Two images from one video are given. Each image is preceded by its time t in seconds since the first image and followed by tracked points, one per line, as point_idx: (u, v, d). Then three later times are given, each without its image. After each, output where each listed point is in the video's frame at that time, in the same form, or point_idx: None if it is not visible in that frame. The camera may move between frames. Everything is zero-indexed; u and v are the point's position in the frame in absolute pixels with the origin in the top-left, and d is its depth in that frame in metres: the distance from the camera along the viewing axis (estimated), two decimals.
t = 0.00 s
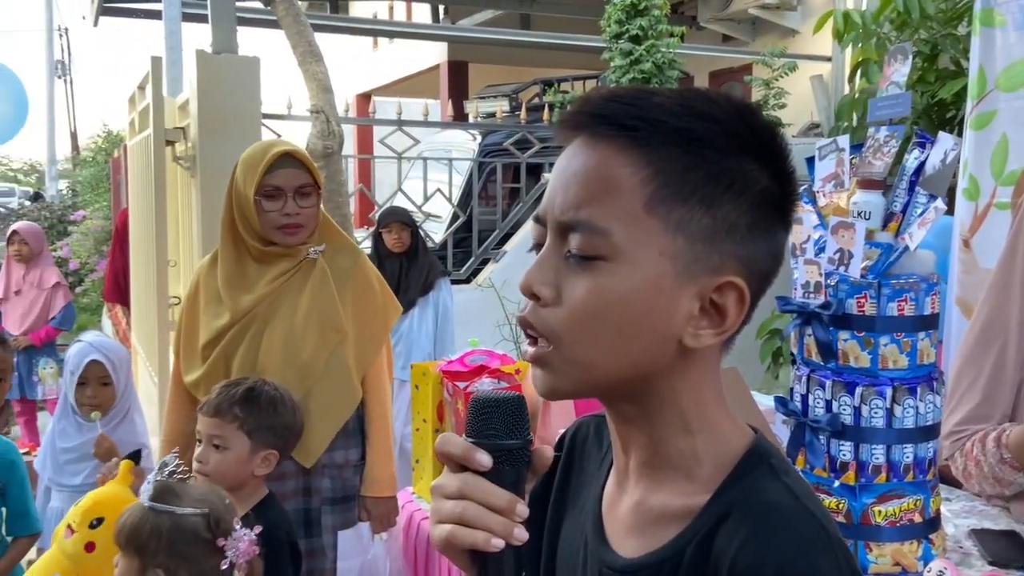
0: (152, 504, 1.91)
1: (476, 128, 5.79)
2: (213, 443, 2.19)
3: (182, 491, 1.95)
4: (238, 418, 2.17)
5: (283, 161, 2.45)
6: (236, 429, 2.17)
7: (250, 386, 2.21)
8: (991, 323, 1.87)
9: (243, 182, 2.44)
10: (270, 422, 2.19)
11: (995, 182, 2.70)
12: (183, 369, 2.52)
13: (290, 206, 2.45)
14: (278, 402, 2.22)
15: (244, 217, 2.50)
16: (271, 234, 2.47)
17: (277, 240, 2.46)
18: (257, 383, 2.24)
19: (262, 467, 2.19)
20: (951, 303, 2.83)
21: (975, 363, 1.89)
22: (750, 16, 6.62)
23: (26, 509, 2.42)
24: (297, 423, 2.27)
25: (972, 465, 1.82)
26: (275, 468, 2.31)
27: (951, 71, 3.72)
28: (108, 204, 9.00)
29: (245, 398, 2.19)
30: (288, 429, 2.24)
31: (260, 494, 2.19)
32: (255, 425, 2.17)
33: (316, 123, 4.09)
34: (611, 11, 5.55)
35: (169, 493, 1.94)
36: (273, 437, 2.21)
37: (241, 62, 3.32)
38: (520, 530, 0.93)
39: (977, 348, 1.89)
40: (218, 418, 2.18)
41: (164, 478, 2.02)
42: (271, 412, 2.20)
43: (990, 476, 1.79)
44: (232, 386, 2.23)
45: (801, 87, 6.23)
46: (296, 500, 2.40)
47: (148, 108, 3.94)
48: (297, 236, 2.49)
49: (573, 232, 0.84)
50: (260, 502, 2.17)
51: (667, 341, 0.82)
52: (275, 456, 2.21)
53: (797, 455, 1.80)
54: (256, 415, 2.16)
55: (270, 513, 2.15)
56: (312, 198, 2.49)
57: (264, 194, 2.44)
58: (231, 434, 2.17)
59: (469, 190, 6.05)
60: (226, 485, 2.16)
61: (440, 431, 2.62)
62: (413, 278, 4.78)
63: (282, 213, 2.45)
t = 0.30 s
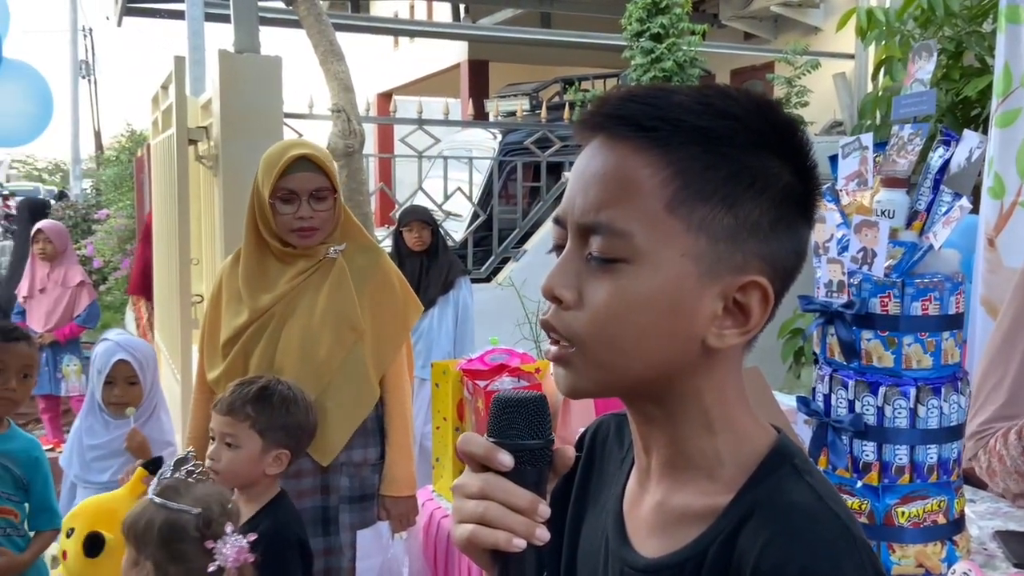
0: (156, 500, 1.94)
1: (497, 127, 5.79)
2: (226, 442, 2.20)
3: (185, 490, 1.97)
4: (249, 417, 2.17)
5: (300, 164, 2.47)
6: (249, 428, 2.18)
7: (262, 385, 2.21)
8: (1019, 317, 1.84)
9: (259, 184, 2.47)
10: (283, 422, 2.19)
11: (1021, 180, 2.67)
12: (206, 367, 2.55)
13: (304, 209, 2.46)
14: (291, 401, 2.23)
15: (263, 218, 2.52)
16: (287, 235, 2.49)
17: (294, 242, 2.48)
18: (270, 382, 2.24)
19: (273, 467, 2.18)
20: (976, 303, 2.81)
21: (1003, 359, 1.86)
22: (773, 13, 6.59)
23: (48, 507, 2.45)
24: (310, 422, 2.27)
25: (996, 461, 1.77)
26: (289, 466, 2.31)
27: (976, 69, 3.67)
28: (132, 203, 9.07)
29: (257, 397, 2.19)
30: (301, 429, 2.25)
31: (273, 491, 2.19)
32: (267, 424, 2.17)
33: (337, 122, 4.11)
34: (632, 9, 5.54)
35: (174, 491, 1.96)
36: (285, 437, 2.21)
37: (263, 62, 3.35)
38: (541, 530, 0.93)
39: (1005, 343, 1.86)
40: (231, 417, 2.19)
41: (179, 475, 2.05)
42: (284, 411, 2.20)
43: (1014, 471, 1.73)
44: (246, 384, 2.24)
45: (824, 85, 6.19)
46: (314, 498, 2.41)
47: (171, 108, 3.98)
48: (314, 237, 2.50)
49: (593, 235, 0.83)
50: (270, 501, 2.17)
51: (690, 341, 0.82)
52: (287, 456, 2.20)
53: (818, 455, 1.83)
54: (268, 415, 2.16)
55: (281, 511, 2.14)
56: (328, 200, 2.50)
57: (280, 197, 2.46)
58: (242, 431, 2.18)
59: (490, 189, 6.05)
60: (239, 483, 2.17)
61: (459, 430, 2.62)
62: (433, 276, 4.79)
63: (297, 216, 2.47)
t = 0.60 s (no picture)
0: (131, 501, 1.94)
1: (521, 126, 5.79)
2: (242, 439, 2.19)
3: (159, 490, 1.97)
4: (265, 415, 2.17)
5: (322, 164, 2.47)
6: (267, 427, 2.18)
7: (282, 384, 2.22)
8: None
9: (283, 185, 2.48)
10: (299, 422, 2.19)
11: None
12: (232, 364, 2.57)
13: (325, 211, 2.47)
14: (309, 401, 2.23)
15: (287, 218, 2.54)
16: (310, 236, 2.51)
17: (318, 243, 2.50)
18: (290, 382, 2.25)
19: (289, 467, 2.17)
20: (1005, 302, 2.78)
21: None
22: (799, 10, 6.55)
23: (74, 505, 2.48)
24: (327, 422, 2.28)
25: None
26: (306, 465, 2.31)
27: (1007, 66, 3.63)
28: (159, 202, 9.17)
29: (275, 395, 2.20)
30: (318, 429, 2.25)
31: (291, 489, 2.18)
32: (283, 423, 2.18)
33: (363, 121, 4.12)
34: (657, 7, 5.53)
35: (150, 492, 1.97)
36: (300, 437, 2.20)
37: (290, 62, 3.38)
38: (564, 532, 0.93)
39: None
40: (249, 415, 2.19)
41: (165, 471, 2.06)
42: (300, 411, 2.20)
43: None
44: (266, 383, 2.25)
45: (851, 82, 6.15)
46: (335, 496, 2.43)
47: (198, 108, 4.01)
48: (336, 238, 2.51)
49: (615, 235, 0.83)
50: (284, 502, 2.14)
51: (714, 342, 0.82)
52: (301, 456, 2.19)
53: (846, 455, 1.96)
54: (284, 414, 2.17)
55: (295, 508, 2.12)
56: (351, 201, 2.51)
57: (302, 198, 2.47)
58: (259, 429, 2.18)
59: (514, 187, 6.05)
60: (254, 482, 2.15)
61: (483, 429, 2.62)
62: (457, 274, 4.80)
63: (318, 217, 2.47)
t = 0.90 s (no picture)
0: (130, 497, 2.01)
1: (547, 124, 5.79)
2: (280, 438, 2.19)
3: (157, 482, 2.04)
4: (306, 413, 2.18)
5: (348, 164, 2.49)
6: (308, 428, 2.18)
7: (319, 384, 2.24)
8: None
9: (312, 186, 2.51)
10: (337, 424, 2.21)
11: None
12: (264, 361, 2.59)
13: (352, 210, 2.49)
14: (350, 404, 2.25)
15: (316, 217, 2.55)
16: (338, 236, 2.53)
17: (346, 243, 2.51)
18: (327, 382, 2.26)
19: (324, 468, 2.18)
20: None
21: None
22: (828, 7, 6.50)
23: (98, 497, 2.55)
24: (363, 427, 2.28)
25: None
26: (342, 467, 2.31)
27: None
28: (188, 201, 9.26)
29: (314, 395, 2.21)
30: (354, 433, 2.25)
31: (325, 492, 2.18)
32: (322, 423, 2.19)
33: (390, 120, 4.14)
34: (685, 4, 5.51)
35: (147, 486, 2.03)
36: (337, 438, 2.21)
37: (317, 61, 3.40)
38: (593, 532, 0.92)
39: None
40: (287, 412, 2.20)
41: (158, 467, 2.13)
42: (338, 412, 2.22)
43: None
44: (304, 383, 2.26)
45: (882, 79, 6.09)
46: (363, 493, 2.44)
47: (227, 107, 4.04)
48: (365, 237, 2.52)
49: (647, 232, 0.83)
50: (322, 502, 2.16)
51: (747, 342, 0.81)
52: (337, 458, 2.20)
53: (879, 455, 2.03)
54: (322, 413, 2.18)
55: (331, 513, 2.14)
56: (378, 201, 2.52)
57: (330, 198, 2.49)
58: (297, 427, 2.18)
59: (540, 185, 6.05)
60: (292, 484, 2.14)
61: (510, 427, 2.63)
62: (484, 272, 4.81)
63: (345, 217, 2.49)
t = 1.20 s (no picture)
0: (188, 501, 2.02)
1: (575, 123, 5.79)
2: (349, 435, 2.18)
3: (215, 485, 2.04)
4: (382, 411, 2.18)
5: (378, 162, 2.53)
6: (382, 429, 2.18)
7: (393, 387, 2.25)
8: None
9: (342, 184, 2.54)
10: (408, 426, 2.21)
11: None
12: (295, 360, 2.60)
13: (383, 208, 2.52)
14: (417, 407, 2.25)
15: (347, 216, 2.58)
16: (369, 234, 2.55)
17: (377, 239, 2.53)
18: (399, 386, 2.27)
19: (392, 472, 2.18)
20: None
21: None
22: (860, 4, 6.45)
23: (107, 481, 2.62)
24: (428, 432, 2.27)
25: None
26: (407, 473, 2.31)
27: None
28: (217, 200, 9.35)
29: (391, 397, 2.21)
30: (422, 437, 2.25)
31: (384, 500, 2.17)
32: (394, 424, 2.18)
33: (419, 119, 4.15)
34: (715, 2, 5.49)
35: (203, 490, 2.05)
36: (407, 442, 2.21)
37: (348, 59, 3.42)
38: (631, 533, 0.92)
39: None
40: (359, 409, 2.19)
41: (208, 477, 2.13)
42: (413, 418, 2.22)
43: None
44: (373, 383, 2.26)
45: (914, 76, 6.04)
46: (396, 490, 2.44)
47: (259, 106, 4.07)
48: (395, 235, 2.55)
49: (689, 229, 0.82)
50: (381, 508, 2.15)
51: (791, 343, 0.80)
52: (405, 462, 2.20)
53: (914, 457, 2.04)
54: (400, 415, 2.19)
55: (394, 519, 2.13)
56: (407, 198, 2.54)
57: (360, 195, 2.52)
58: (369, 424, 2.17)
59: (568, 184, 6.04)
60: (362, 480, 2.13)
61: (539, 425, 2.62)
62: (512, 271, 4.80)
63: (375, 214, 2.52)
